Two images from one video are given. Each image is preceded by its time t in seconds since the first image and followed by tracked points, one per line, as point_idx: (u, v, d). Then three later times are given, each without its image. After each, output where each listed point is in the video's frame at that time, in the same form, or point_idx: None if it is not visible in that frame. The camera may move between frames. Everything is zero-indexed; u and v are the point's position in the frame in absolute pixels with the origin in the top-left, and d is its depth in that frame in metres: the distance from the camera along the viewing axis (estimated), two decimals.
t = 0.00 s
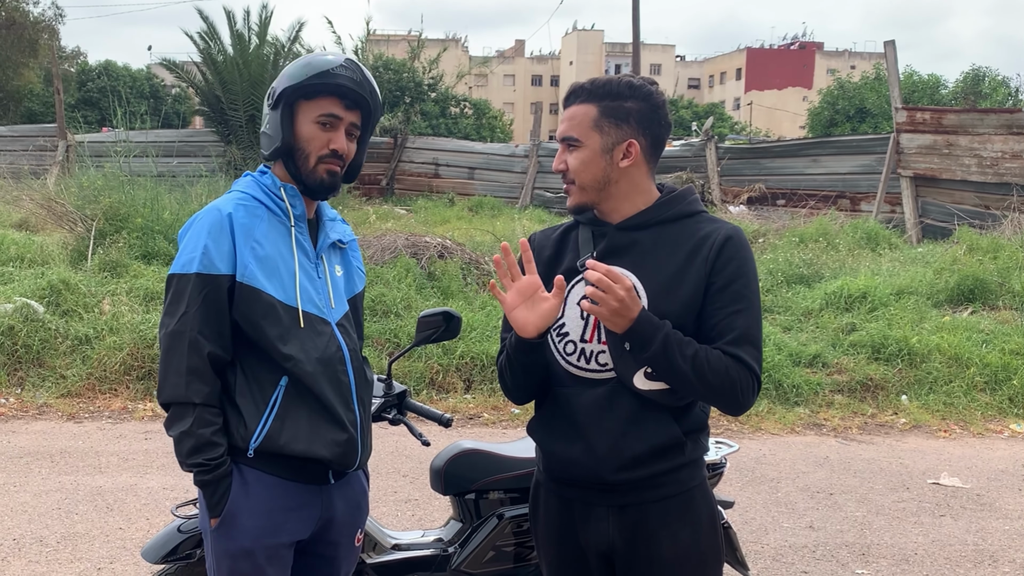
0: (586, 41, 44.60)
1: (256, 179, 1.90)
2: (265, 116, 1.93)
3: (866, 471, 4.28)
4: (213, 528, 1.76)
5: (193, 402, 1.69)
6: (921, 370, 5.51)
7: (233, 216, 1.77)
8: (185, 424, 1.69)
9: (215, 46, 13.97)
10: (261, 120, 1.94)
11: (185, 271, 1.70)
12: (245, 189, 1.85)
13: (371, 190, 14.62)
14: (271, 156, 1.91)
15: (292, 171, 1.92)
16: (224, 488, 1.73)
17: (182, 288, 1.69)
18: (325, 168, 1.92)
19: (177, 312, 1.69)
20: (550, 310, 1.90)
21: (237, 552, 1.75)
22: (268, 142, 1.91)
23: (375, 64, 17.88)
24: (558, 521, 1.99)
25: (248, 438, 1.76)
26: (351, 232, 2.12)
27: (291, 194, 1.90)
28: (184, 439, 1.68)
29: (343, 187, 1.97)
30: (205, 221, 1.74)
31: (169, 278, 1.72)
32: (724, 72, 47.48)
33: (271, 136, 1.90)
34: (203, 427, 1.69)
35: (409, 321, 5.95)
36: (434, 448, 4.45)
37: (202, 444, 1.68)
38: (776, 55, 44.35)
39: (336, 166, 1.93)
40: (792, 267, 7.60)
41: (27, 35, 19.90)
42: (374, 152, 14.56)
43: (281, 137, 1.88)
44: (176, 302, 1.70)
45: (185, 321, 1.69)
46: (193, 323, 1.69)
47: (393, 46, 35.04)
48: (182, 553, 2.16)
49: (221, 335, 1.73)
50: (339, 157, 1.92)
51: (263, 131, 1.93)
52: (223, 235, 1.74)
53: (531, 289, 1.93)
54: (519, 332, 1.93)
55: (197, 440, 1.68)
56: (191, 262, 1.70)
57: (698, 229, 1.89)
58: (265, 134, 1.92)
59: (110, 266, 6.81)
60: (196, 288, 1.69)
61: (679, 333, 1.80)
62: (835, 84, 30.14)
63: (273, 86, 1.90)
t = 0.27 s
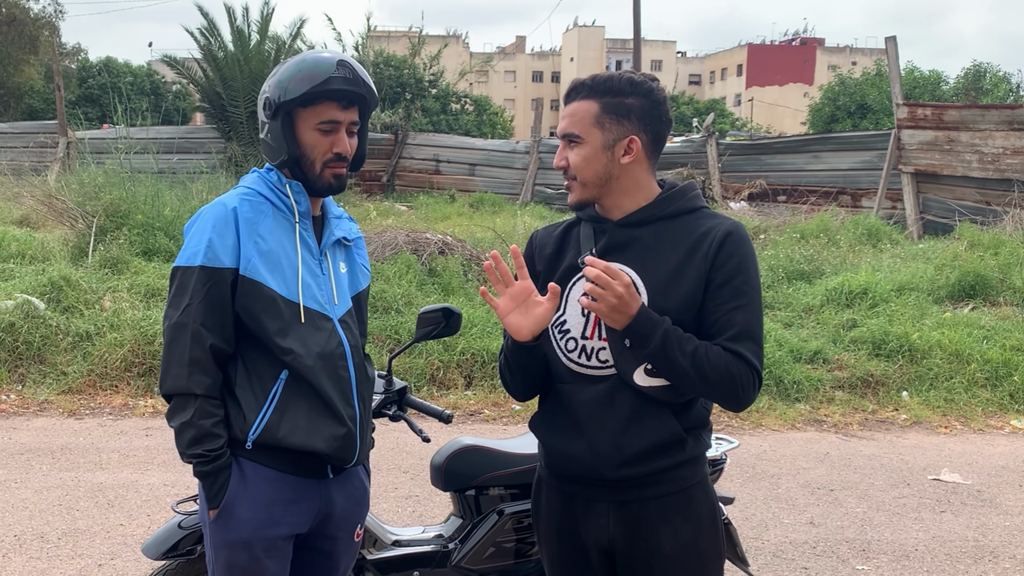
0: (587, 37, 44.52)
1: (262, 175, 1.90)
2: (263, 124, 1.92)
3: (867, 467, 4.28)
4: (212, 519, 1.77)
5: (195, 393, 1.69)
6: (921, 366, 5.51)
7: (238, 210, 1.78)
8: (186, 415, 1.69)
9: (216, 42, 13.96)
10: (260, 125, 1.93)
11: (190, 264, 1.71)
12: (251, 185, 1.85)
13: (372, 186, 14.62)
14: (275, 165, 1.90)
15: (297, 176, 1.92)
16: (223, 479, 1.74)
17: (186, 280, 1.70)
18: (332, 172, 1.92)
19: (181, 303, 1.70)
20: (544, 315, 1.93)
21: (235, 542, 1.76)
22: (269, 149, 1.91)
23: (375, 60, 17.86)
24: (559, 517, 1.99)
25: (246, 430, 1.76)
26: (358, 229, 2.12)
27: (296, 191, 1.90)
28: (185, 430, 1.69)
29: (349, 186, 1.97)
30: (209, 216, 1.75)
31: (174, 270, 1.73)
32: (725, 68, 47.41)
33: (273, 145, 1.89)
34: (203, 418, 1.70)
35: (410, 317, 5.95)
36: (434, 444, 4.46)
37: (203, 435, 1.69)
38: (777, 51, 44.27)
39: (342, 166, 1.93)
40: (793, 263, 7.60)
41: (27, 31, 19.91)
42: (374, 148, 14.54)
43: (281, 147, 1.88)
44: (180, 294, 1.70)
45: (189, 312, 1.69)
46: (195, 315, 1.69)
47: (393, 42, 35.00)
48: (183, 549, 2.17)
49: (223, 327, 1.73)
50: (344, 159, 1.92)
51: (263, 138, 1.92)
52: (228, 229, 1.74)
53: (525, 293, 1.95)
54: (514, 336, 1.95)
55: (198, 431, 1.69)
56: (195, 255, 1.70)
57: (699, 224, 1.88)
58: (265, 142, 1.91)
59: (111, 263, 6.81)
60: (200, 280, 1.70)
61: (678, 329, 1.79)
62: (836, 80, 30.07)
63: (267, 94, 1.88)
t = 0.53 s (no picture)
0: (589, 35, 44.50)
1: (265, 175, 1.90)
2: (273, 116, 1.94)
3: (869, 465, 4.28)
4: (210, 512, 1.77)
5: (190, 387, 1.69)
6: (923, 364, 5.50)
7: (238, 209, 1.78)
8: (182, 410, 1.69)
9: (217, 41, 13.97)
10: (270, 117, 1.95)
11: (187, 261, 1.71)
12: (253, 184, 1.86)
13: (373, 184, 14.62)
14: (277, 158, 1.92)
15: (296, 172, 1.93)
16: (221, 471, 1.74)
17: (184, 277, 1.70)
18: (329, 172, 1.91)
19: (178, 299, 1.70)
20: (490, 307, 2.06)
21: (235, 533, 1.75)
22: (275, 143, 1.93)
23: (377, 59, 17.85)
24: (561, 515, 1.99)
25: (241, 425, 1.77)
26: (361, 232, 2.13)
27: (298, 191, 1.90)
28: (181, 424, 1.69)
29: (347, 189, 1.96)
30: (208, 214, 1.76)
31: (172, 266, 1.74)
32: (727, 66, 47.35)
33: (277, 138, 1.92)
34: (200, 412, 1.70)
35: (412, 316, 5.95)
36: (436, 442, 4.46)
37: (199, 430, 1.70)
38: (779, 49, 44.20)
39: (340, 167, 1.93)
40: (795, 261, 7.59)
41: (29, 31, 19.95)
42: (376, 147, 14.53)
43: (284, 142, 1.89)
44: (177, 291, 1.70)
45: (186, 308, 1.69)
46: (192, 311, 1.69)
47: (395, 41, 34.97)
48: (185, 548, 2.17)
49: (220, 324, 1.73)
50: (342, 160, 1.92)
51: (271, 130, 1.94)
52: (226, 227, 1.75)
53: (478, 282, 2.10)
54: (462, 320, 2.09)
55: (195, 425, 1.69)
56: (193, 252, 1.71)
57: (697, 221, 1.87)
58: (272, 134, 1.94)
59: (113, 262, 6.82)
60: (197, 277, 1.70)
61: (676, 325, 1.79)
62: (838, 78, 30.01)
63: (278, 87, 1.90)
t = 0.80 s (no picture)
0: (591, 37, 44.51)
1: (265, 176, 1.90)
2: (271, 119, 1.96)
3: (872, 467, 4.27)
4: (213, 513, 1.76)
5: (194, 387, 1.68)
6: (927, 365, 5.49)
7: (239, 210, 1.78)
8: (185, 410, 1.68)
9: (220, 43, 13.99)
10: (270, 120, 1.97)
11: (190, 261, 1.71)
12: (254, 185, 1.86)
13: (376, 186, 14.61)
14: (275, 160, 1.94)
15: (292, 174, 1.94)
16: (225, 471, 1.72)
17: (186, 277, 1.70)
18: (323, 175, 1.92)
19: (180, 299, 1.70)
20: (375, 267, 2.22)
21: (240, 531, 1.75)
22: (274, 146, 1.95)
23: (379, 61, 17.87)
24: (567, 517, 1.99)
25: (244, 426, 1.76)
26: (360, 234, 2.11)
27: (298, 194, 1.91)
28: (185, 424, 1.68)
29: (342, 192, 1.97)
30: (210, 214, 1.76)
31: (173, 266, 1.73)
32: (729, 67, 47.33)
33: (274, 141, 1.94)
34: (203, 412, 1.69)
35: (414, 317, 5.95)
36: (439, 444, 4.46)
37: (204, 429, 1.68)
38: (782, 50, 44.16)
39: (334, 171, 1.94)
40: (797, 262, 7.58)
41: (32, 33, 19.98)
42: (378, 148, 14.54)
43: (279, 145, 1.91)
44: (179, 290, 1.70)
45: (188, 308, 1.69)
46: (195, 311, 1.69)
47: (397, 42, 35.00)
48: (187, 550, 2.17)
49: (222, 324, 1.73)
50: (336, 163, 1.92)
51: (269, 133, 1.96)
52: (228, 227, 1.75)
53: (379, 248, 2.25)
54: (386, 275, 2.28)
55: (199, 425, 1.68)
56: (196, 252, 1.71)
57: (694, 220, 1.88)
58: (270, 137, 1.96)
59: (115, 263, 6.82)
60: (200, 276, 1.70)
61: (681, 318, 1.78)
62: (841, 79, 29.98)
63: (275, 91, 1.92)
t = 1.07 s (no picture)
0: (592, 40, 44.56)
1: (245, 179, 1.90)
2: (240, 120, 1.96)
3: (875, 470, 4.26)
4: (213, 531, 1.75)
5: (190, 402, 1.67)
6: (929, 368, 5.48)
7: (223, 217, 1.77)
8: (183, 426, 1.68)
9: (222, 47, 14.01)
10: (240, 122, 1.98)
11: (178, 273, 1.70)
12: (235, 190, 1.85)
13: (377, 189, 14.62)
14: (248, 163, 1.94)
15: (268, 174, 1.94)
16: (224, 488, 1.72)
17: (175, 290, 1.69)
18: (294, 169, 1.92)
19: (172, 313, 1.69)
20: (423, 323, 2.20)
21: (238, 555, 1.75)
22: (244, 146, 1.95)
23: (381, 64, 17.89)
24: (566, 520, 1.98)
25: (248, 437, 1.76)
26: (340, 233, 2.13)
27: (279, 194, 1.91)
28: (183, 440, 1.67)
29: (317, 186, 1.96)
30: (196, 223, 1.74)
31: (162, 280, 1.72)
32: (730, 70, 47.36)
33: (244, 142, 1.94)
34: (201, 428, 1.68)
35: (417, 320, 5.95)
36: (441, 447, 4.46)
37: (202, 445, 1.67)
38: (783, 53, 44.18)
39: (305, 164, 1.93)
40: (799, 265, 7.58)
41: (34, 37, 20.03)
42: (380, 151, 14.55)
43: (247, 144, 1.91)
44: (171, 304, 1.69)
45: (180, 321, 1.68)
46: (187, 324, 1.68)
47: (399, 45, 35.04)
48: (188, 554, 2.16)
49: (215, 335, 1.73)
50: (306, 155, 1.92)
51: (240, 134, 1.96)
52: (215, 235, 1.74)
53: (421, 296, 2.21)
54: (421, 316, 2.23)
55: (197, 441, 1.67)
56: (183, 263, 1.70)
57: (684, 221, 1.88)
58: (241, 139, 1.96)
59: (118, 266, 6.83)
60: (190, 288, 1.69)
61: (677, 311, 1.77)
62: (842, 82, 29.97)
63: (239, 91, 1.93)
